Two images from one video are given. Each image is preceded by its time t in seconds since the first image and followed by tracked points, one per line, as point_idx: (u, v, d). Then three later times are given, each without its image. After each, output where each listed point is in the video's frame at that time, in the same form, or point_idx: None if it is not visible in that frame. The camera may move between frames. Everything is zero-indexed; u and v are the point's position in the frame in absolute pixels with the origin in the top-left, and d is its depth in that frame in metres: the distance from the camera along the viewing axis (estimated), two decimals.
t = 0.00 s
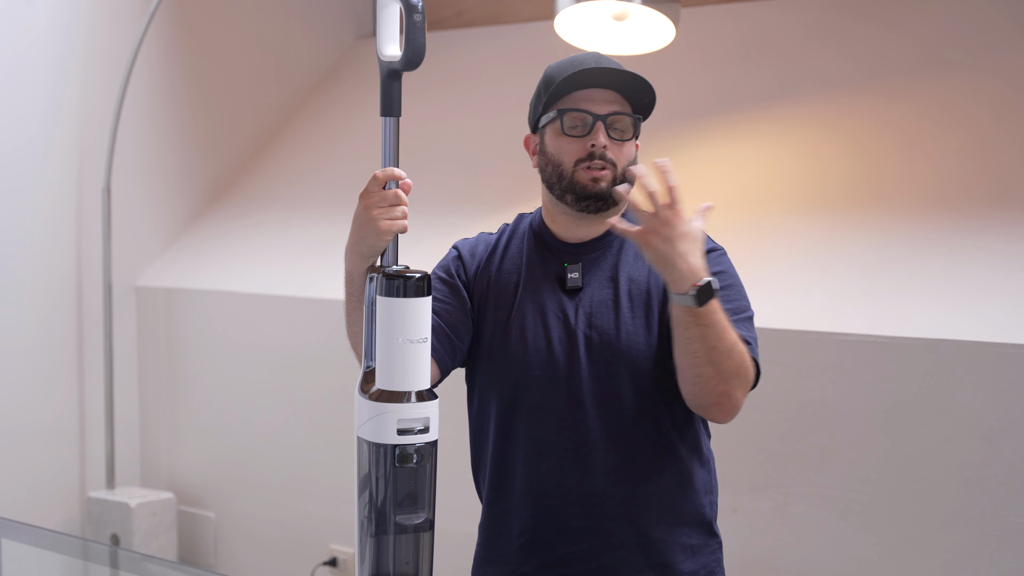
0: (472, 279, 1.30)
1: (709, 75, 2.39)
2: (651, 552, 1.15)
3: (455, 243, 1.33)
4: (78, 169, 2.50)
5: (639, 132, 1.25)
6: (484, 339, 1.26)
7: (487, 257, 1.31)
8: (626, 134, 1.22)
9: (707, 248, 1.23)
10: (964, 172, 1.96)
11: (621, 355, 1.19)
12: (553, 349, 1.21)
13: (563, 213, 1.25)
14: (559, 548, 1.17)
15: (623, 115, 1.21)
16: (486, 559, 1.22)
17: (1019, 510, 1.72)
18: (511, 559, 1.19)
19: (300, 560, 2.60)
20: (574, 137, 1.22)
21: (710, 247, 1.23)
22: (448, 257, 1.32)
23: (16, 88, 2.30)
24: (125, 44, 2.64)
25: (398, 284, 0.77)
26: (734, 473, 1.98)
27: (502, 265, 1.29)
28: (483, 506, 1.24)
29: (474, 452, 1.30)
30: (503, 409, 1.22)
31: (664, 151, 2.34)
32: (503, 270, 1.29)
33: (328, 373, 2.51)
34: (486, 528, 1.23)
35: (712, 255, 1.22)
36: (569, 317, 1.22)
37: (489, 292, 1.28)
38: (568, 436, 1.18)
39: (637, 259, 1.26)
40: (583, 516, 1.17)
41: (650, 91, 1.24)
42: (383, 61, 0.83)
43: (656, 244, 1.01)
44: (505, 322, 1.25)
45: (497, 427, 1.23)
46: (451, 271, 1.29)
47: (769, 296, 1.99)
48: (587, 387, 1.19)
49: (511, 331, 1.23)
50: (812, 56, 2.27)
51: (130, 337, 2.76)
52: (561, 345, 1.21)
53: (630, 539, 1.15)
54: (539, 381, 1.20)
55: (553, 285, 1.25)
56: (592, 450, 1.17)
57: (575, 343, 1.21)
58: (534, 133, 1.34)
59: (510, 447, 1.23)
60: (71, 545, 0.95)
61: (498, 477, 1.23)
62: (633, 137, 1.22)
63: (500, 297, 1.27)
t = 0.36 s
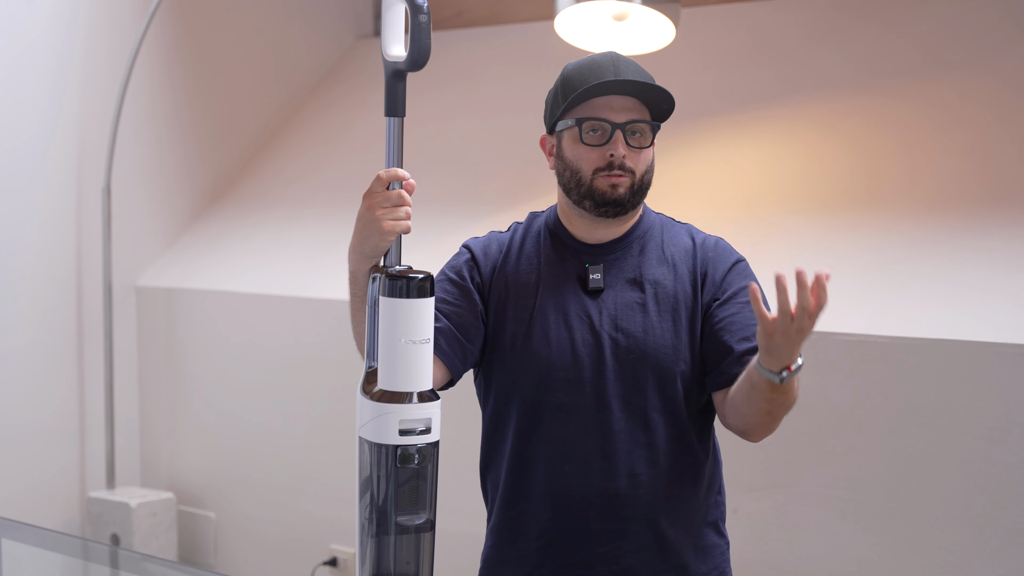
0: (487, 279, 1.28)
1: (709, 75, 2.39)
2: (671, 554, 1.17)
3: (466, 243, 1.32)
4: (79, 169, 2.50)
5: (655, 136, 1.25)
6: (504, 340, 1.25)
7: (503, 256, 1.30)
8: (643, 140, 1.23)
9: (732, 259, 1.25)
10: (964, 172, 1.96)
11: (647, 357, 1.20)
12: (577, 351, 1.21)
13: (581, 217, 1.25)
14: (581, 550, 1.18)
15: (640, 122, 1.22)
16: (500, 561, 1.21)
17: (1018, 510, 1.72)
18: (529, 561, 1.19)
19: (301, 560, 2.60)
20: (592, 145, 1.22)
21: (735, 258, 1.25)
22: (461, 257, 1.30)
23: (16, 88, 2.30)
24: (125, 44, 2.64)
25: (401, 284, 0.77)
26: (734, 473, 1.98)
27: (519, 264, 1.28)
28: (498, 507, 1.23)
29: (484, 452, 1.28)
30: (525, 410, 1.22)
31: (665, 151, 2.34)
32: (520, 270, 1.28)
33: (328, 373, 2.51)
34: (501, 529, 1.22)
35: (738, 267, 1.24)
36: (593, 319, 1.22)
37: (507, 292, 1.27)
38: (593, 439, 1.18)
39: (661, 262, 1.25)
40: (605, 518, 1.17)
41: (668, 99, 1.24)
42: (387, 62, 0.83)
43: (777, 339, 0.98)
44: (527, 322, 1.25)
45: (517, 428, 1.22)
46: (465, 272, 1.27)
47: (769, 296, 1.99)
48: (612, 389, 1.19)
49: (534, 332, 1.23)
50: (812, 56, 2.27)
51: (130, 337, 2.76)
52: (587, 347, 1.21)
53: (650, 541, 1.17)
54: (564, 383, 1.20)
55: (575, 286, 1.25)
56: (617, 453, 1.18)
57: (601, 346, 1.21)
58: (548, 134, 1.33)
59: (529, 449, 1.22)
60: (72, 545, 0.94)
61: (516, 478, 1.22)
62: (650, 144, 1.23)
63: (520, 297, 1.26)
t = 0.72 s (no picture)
0: (485, 280, 1.29)
1: (709, 75, 2.39)
2: (672, 553, 1.17)
3: (463, 244, 1.32)
4: (79, 170, 2.50)
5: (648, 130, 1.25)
6: (503, 340, 1.25)
7: (500, 257, 1.30)
8: (635, 133, 1.22)
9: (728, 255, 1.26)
10: (964, 172, 1.96)
11: (646, 356, 1.20)
12: (576, 350, 1.21)
13: (575, 212, 1.25)
14: (583, 550, 1.17)
15: (631, 114, 1.22)
16: (502, 562, 1.21)
17: (1019, 510, 1.72)
18: (532, 561, 1.19)
19: (301, 560, 2.60)
20: (582, 136, 1.22)
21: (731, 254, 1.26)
22: (458, 259, 1.30)
23: (16, 88, 2.30)
24: (125, 44, 2.64)
25: (401, 285, 0.77)
26: (734, 473, 1.98)
27: (517, 265, 1.29)
28: (499, 509, 1.23)
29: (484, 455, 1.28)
30: (524, 410, 1.21)
31: (665, 151, 2.33)
32: (519, 270, 1.28)
33: (328, 373, 2.51)
34: (501, 530, 1.21)
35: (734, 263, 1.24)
36: (591, 318, 1.23)
37: (505, 292, 1.27)
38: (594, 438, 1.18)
39: (659, 261, 1.25)
40: (606, 518, 1.17)
41: (659, 90, 1.25)
42: (387, 62, 0.83)
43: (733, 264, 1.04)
44: (526, 322, 1.24)
45: (517, 428, 1.21)
46: (462, 274, 1.27)
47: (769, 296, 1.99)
48: (612, 389, 1.19)
49: (532, 332, 1.23)
50: (812, 56, 2.27)
51: (130, 337, 2.76)
52: (585, 346, 1.21)
53: (652, 541, 1.17)
54: (564, 383, 1.20)
55: (573, 285, 1.25)
56: (618, 453, 1.18)
57: (600, 345, 1.21)
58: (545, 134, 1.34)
59: (529, 449, 1.21)
60: (72, 545, 0.94)
61: (516, 480, 1.21)
62: (642, 136, 1.23)
63: (518, 296, 1.26)
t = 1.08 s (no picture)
0: (479, 284, 1.29)
1: (708, 75, 2.39)
2: (672, 554, 1.14)
3: (458, 251, 1.33)
4: (78, 169, 2.50)
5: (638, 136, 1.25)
6: (495, 343, 1.26)
7: (493, 261, 1.30)
8: (625, 140, 1.23)
9: (715, 251, 1.23)
10: (964, 172, 1.96)
11: (636, 357, 1.20)
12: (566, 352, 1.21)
13: (567, 219, 1.25)
14: (580, 552, 1.17)
15: (621, 122, 1.22)
16: (502, 566, 1.21)
17: (1019, 510, 1.72)
18: (531, 564, 1.19)
19: (301, 560, 2.60)
20: (573, 147, 1.22)
21: (720, 249, 1.23)
22: (453, 265, 1.32)
23: (16, 88, 2.30)
24: (125, 44, 2.64)
25: (402, 285, 0.77)
26: (734, 474, 1.98)
27: (509, 268, 1.29)
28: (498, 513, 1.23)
29: (484, 459, 1.29)
30: (516, 413, 1.22)
31: (664, 151, 2.34)
32: (511, 273, 1.29)
33: (328, 373, 2.51)
34: (502, 534, 1.22)
35: (721, 259, 1.22)
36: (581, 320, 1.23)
37: (498, 296, 1.28)
38: (586, 439, 1.18)
39: (648, 261, 1.24)
40: (602, 519, 1.16)
41: (649, 98, 1.24)
42: (388, 62, 0.83)
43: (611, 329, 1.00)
44: (517, 325, 1.25)
45: (510, 431, 1.22)
46: (456, 278, 1.29)
47: (769, 296, 1.99)
48: (603, 389, 1.19)
49: (523, 335, 1.24)
50: (812, 56, 2.27)
51: (130, 337, 2.76)
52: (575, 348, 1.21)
53: (650, 541, 1.15)
54: (555, 385, 1.20)
55: (564, 288, 1.26)
56: (610, 454, 1.17)
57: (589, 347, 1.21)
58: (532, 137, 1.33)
59: (523, 452, 1.22)
60: (72, 545, 0.95)
61: (513, 482, 1.22)
62: (632, 143, 1.23)
63: (511, 300, 1.27)
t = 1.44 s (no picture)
0: (476, 286, 1.30)
1: (708, 75, 2.39)
2: (670, 555, 1.14)
3: (457, 252, 1.34)
4: (78, 169, 2.50)
5: (634, 136, 1.24)
6: (492, 345, 1.26)
7: (491, 263, 1.30)
8: (620, 141, 1.22)
9: (713, 250, 1.23)
10: (964, 172, 1.96)
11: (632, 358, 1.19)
12: (562, 353, 1.21)
13: (562, 219, 1.25)
14: (579, 553, 1.17)
15: (616, 123, 1.21)
16: (502, 567, 1.22)
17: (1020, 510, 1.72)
18: (530, 565, 1.19)
19: (300, 560, 2.60)
20: (567, 148, 1.22)
21: (717, 248, 1.23)
22: (451, 266, 1.32)
23: (16, 88, 2.30)
24: (125, 44, 2.64)
25: (402, 285, 0.77)
26: (734, 474, 1.98)
27: (506, 270, 1.29)
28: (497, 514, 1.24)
29: (484, 460, 1.29)
30: (513, 414, 1.22)
31: (664, 151, 2.34)
32: (508, 275, 1.29)
33: (328, 373, 2.51)
34: (501, 535, 1.23)
35: (719, 258, 1.21)
36: (577, 321, 1.23)
37: (495, 297, 1.28)
38: (583, 440, 1.18)
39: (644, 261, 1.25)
40: (600, 520, 1.17)
41: (643, 98, 1.23)
42: (387, 61, 0.83)
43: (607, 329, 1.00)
44: (513, 326, 1.25)
45: (508, 433, 1.22)
46: (454, 280, 1.29)
47: (769, 297, 1.99)
48: (599, 390, 1.19)
49: (519, 336, 1.24)
50: (812, 56, 2.27)
51: (130, 337, 2.76)
52: (570, 349, 1.21)
53: (648, 542, 1.15)
54: (550, 387, 1.20)
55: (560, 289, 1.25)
56: (608, 456, 1.17)
57: (585, 348, 1.21)
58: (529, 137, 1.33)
59: (521, 454, 1.22)
60: (72, 545, 0.95)
61: (511, 484, 1.22)
62: (627, 144, 1.22)
63: (507, 301, 1.27)
